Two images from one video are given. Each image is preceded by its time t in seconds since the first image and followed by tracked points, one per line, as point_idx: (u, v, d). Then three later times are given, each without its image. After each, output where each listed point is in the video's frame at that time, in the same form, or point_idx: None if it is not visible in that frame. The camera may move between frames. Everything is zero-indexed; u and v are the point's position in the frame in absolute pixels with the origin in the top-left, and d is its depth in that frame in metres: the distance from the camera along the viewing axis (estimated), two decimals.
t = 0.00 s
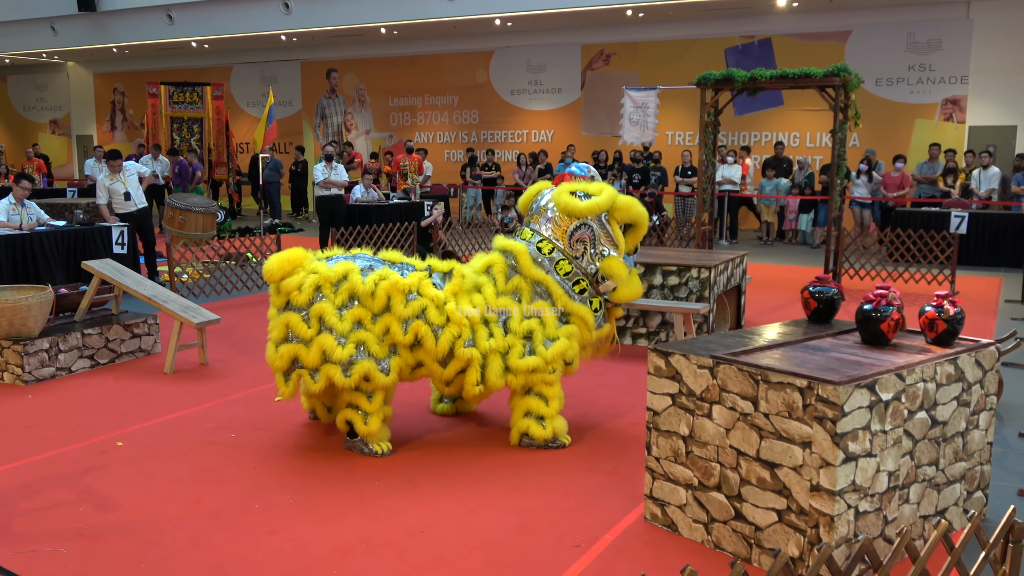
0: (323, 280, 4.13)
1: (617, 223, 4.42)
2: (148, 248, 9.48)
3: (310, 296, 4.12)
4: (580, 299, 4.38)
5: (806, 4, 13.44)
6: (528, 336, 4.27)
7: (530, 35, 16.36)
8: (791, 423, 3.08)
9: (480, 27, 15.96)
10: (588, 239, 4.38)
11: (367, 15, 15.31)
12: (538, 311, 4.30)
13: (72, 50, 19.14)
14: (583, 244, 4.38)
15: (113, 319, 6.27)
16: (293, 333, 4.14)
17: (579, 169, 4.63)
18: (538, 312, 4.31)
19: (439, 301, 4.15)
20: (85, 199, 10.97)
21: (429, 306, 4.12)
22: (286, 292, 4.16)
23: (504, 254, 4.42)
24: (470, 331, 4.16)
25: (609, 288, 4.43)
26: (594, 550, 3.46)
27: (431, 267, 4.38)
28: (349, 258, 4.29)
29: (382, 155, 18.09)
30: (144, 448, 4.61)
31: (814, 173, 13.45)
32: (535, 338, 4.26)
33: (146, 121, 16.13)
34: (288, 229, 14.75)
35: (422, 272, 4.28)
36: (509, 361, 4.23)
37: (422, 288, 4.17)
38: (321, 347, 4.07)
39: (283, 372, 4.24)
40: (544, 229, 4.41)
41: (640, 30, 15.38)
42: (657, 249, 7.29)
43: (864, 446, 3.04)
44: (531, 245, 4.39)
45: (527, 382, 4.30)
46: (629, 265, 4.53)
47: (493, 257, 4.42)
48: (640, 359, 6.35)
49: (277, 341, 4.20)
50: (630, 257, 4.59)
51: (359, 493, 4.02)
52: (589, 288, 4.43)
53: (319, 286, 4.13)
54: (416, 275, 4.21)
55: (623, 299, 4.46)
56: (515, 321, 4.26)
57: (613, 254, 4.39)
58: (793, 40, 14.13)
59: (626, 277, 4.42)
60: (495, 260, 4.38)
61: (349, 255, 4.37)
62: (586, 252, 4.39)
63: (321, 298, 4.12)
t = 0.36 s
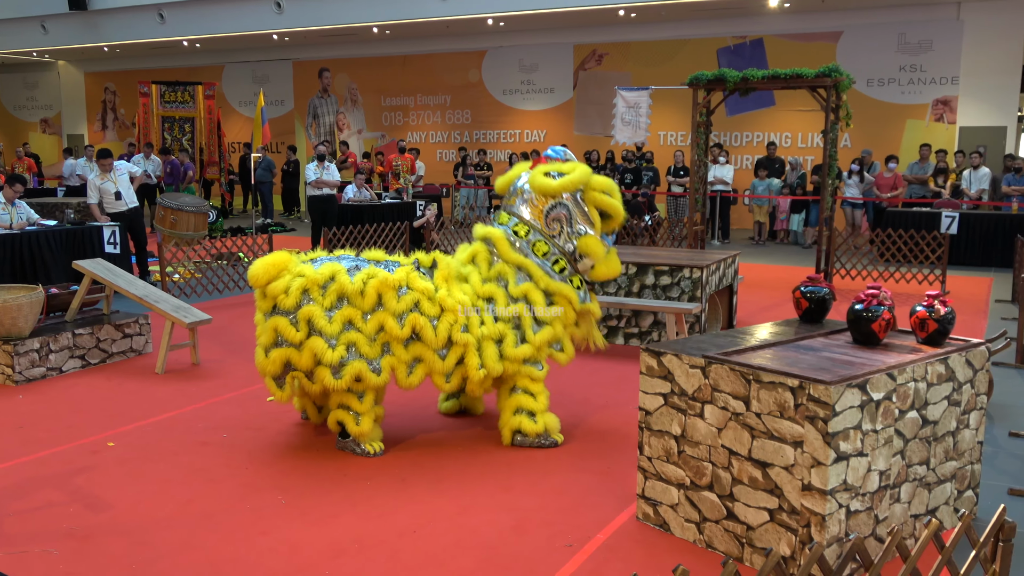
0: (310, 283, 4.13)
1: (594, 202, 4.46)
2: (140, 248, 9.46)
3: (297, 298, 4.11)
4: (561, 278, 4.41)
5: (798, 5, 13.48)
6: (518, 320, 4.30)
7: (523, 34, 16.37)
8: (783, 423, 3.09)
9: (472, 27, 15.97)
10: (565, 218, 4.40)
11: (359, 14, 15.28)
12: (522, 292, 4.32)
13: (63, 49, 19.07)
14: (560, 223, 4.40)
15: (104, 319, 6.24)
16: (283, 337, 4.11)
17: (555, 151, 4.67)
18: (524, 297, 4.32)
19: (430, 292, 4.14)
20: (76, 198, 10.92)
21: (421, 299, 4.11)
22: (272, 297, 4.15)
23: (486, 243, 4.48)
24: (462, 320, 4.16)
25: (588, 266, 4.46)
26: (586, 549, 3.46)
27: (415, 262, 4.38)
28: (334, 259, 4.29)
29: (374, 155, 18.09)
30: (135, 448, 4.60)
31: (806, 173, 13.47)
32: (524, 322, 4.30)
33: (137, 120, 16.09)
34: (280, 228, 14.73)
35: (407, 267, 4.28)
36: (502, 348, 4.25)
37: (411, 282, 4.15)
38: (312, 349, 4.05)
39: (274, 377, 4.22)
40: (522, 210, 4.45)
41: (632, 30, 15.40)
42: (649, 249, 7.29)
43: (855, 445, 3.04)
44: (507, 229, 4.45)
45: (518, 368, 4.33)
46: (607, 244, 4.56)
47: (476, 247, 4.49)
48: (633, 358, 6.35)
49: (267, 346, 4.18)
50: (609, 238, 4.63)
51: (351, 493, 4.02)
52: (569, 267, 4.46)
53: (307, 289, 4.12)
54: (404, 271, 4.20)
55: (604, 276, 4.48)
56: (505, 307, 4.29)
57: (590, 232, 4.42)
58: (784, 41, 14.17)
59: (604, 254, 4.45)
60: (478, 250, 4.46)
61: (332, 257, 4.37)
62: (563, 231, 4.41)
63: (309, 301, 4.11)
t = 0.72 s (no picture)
0: (307, 270, 4.14)
1: (582, 187, 4.65)
2: (135, 248, 9.44)
3: (294, 281, 4.10)
4: (552, 261, 4.54)
5: (793, 5, 13.50)
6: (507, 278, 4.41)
7: (518, 34, 16.37)
8: (778, 423, 3.09)
9: (468, 27, 15.97)
10: (556, 200, 4.56)
11: (355, 14, 15.26)
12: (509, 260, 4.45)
13: (57, 48, 19.03)
14: (551, 204, 4.54)
15: (98, 318, 6.23)
16: (284, 330, 4.05)
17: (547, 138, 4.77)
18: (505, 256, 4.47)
19: (418, 253, 4.25)
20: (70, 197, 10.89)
21: (411, 261, 4.22)
22: (272, 293, 4.13)
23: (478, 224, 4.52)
24: (450, 279, 4.26)
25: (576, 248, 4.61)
26: (582, 549, 3.46)
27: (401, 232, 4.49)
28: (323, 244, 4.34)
29: (370, 154, 18.11)
30: (130, 448, 4.59)
31: (801, 174, 13.48)
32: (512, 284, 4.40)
33: (132, 119, 16.07)
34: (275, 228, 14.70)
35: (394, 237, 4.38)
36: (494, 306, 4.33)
37: (399, 247, 4.26)
38: (322, 333, 4.00)
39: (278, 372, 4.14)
40: (516, 190, 4.55)
41: (628, 30, 15.40)
42: (644, 249, 7.30)
43: (850, 445, 3.05)
44: (498, 209, 4.51)
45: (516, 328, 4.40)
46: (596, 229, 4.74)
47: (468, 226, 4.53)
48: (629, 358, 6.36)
49: (269, 342, 4.09)
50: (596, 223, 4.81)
51: (346, 493, 4.01)
52: (558, 248, 4.58)
53: (305, 277, 4.12)
54: (389, 238, 4.30)
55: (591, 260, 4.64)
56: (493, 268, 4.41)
57: (579, 215, 4.59)
58: (780, 41, 14.19)
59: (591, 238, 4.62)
60: (470, 230, 4.50)
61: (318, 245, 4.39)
62: (554, 212, 4.55)
63: (309, 287, 4.09)
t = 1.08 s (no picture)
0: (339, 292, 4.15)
1: (606, 222, 4.68)
2: (136, 247, 9.45)
3: (327, 301, 4.12)
4: (564, 294, 4.61)
5: (794, 4, 13.51)
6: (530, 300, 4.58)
7: (519, 33, 16.37)
8: (779, 422, 3.09)
9: (469, 26, 15.98)
10: (573, 232, 4.61)
11: (356, 13, 15.26)
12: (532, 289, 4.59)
13: (58, 47, 19.03)
14: (568, 236, 4.61)
15: (99, 317, 6.23)
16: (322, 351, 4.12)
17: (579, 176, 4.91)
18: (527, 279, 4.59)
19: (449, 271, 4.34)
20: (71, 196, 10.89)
21: (442, 282, 4.31)
22: (305, 313, 4.11)
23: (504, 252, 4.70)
24: (479, 299, 4.37)
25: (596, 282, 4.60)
26: (582, 548, 3.46)
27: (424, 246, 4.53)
28: (351, 261, 4.34)
29: (371, 153, 18.13)
30: (130, 447, 4.59)
31: (802, 173, 13.49)
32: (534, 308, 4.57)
33: (134, 118, 16.10)
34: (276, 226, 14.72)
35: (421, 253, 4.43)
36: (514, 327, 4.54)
37: (430, 265, 4.33)
38: (362, 356, 4.08)
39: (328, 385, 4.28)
40: (537, 224, 4.70)
41: (629, 29, 15.40)
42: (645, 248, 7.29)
43: (851, 444, 3.05)
44: (517, 242, 4.70)
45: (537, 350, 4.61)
46: (624, 265, 4.68)
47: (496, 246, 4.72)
48: (630, 357, 6.35)
49: (312, 364, 4.21)
50: (627, 260, 4.77)
51: (346, 492, 4.01)
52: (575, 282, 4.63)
53: (338, 299, 4.14)
54: (418, 253, 4.37)
55: (610, 294, 4.60)
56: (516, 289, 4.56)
57: (599, 249, 4.59)
58: (780, 40, 14.19)
59: (612, 273, 4.58)
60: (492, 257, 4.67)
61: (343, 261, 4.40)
62: (573, 245, 4.61)
63: (344, 309, 4.12)
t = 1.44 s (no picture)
0: (384, 298, 4.21)
1: (643, 232, 4.66)
2: (133, 246, 9.44)
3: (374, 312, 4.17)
4: (602, 303, 4.60)
5: (790, 2, 13.52)
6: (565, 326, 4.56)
7: (516, 31, 16.36)
8: (776, 419, 3.09)
9: (465, 24, 15.97)
10: (610, 242, 4.60)
11: (352, 11, 15.24)
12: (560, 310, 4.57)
13: (54, 46, 18.99)
14: (604, 247, 4.60)
15: (96, 317, 6.22)
16: (363, 356, 4.19)
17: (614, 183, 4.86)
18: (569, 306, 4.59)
19: (497, 300, 4.29)
20: (67, 195, 10.87)
21: (488, 309, 4.26)
22: (348, 316, 4.22)
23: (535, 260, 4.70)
24: (524, 327, 4.32)
25: (632, 292, 4.61)
26: (581, 546, 3.46)
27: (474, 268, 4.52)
28: (400, 273, 4.39)
29: (367, 151, 18.13)
30: (128, 446, 4.58)
31: (798, 170, 13.59)
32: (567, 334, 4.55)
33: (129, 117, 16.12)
34: (272, 225, 14.72)
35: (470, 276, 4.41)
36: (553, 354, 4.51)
37: (479, 292, 4.28)
38: (400, 363, 4.10)
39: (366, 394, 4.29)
40: (573, 233, 4.70)
41: (625, 26, 15.39)
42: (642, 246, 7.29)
43: (849, 441, 3.05)
44: (551, 250, 4.69)
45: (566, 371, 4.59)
46: (658, 276, 4.71)
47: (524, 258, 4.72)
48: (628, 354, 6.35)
49: (349, 367, 4.26)
50: (661, 270, 4.79)
51: (345, 491, 4.01)
52: (612, 291, 4.63)
53: (382, 304, 4.20)
54: (469, 281, 4.32)
55: (647, 303, 4.61)
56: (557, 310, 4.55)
57: (636, 259, 4.58)
58: (776, 37, 14.19)
59: (649, 282, 4.59)
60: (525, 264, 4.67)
61: (393, 271, 4.45)
62: (609, 255, 4.60)
63: (386, 315, 4.17)
